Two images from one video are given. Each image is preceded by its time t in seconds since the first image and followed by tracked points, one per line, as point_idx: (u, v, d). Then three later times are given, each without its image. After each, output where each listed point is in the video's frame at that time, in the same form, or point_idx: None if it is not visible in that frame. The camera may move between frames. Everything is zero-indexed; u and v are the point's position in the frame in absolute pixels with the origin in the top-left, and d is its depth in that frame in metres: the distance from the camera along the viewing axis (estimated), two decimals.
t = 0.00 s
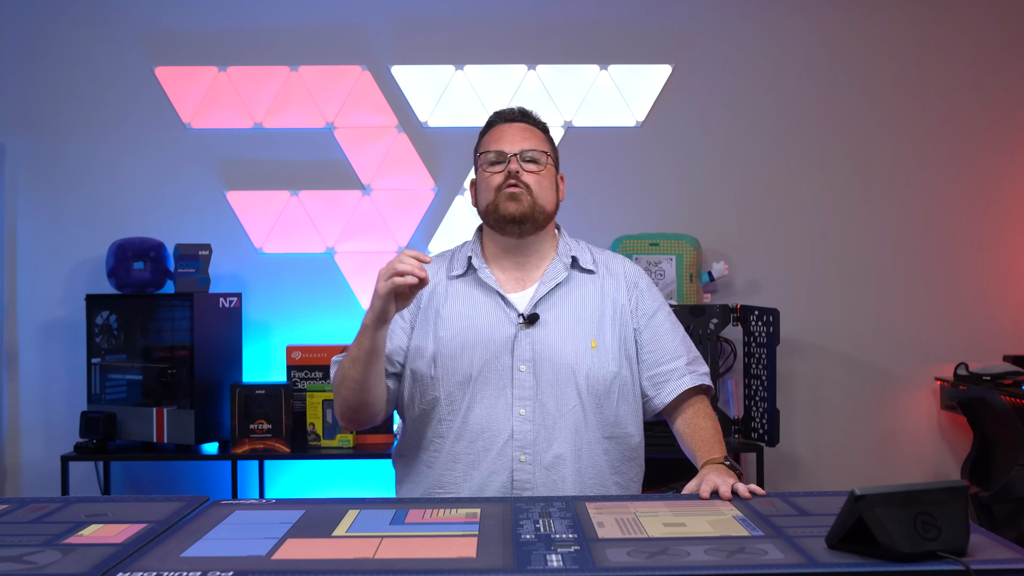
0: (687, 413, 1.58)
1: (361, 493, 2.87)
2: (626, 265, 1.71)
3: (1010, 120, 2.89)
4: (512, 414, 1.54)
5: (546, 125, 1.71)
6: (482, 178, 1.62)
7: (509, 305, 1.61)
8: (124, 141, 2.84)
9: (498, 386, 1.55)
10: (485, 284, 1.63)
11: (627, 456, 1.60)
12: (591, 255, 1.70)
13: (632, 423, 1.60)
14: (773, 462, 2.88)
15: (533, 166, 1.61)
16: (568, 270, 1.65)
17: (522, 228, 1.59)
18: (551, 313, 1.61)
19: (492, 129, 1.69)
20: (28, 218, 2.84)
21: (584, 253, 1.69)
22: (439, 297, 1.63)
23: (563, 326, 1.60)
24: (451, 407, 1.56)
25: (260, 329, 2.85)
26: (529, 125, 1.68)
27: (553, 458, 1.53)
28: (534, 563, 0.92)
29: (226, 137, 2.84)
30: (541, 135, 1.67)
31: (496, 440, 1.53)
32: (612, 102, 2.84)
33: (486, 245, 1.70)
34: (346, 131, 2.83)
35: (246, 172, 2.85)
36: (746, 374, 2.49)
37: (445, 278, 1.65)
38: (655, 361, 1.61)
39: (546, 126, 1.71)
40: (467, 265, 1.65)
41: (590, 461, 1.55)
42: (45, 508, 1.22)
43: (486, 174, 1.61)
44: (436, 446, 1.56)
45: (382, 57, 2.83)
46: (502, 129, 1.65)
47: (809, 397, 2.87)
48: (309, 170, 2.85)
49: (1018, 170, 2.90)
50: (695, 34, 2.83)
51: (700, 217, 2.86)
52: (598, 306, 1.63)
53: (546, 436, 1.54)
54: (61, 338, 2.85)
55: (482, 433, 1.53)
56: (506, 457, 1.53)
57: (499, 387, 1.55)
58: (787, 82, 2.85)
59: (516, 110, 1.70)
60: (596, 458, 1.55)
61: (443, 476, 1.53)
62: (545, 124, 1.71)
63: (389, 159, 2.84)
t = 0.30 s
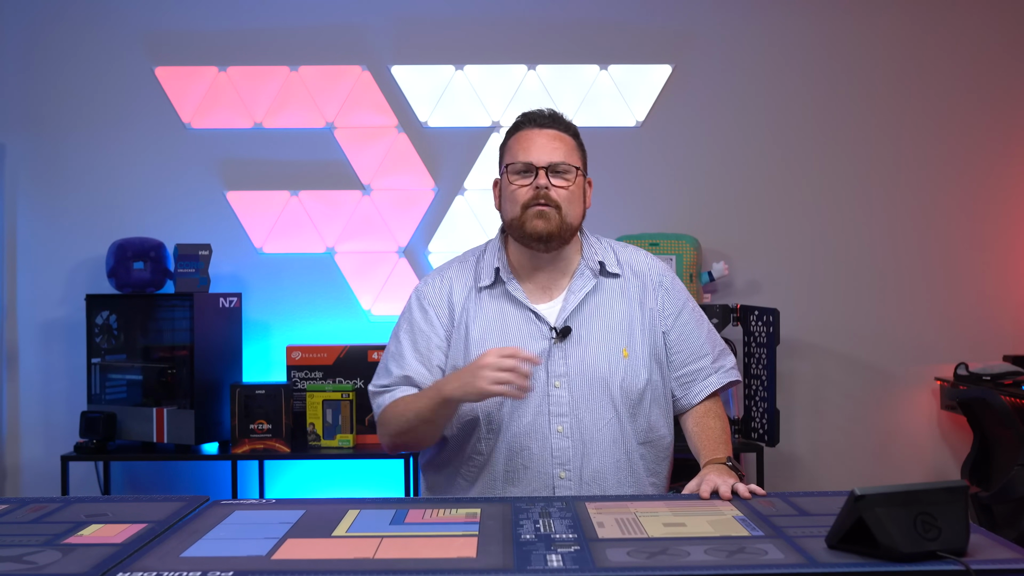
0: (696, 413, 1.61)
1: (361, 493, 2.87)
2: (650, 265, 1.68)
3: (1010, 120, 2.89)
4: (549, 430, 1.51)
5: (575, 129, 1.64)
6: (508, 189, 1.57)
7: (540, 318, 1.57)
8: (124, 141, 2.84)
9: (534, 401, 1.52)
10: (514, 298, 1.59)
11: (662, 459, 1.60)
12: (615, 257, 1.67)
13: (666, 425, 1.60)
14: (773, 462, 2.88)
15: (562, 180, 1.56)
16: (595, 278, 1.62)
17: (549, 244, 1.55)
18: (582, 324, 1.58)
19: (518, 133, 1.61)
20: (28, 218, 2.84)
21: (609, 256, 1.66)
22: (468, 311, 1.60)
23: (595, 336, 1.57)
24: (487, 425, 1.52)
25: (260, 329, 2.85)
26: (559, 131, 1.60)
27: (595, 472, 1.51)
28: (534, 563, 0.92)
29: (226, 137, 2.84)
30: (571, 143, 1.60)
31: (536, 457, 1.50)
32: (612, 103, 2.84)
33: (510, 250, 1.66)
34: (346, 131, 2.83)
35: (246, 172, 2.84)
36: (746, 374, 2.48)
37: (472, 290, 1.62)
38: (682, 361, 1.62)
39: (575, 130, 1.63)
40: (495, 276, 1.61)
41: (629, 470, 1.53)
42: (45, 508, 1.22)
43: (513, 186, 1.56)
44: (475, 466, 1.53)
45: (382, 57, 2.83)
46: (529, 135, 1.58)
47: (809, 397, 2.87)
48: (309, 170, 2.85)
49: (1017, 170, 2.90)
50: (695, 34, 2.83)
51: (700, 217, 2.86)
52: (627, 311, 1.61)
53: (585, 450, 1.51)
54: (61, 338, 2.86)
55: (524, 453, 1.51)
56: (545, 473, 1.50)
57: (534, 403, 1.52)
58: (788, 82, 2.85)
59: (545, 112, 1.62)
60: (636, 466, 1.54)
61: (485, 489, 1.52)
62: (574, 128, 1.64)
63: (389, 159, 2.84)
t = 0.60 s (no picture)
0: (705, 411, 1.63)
1: (361, 493, 2.87)
2: (664, 267, 1.69)
3: (1011, 120, 2.89)
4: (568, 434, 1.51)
5: (586, 130, 1.64)
6: (521, 193, 1.57)
7: (558, 321, 1.57)
8: (124, 141, 2.84)
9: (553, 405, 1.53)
10: (531, 301, 1.60)
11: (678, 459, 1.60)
12: (630, 259, 1.68)
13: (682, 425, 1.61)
14: (773, 462, 2.88)
15: (573, 183, 1.56)
16: (612, 280, 1.62)
17: (562, 246, 1.55)
18: (599, 327, 1.58)
19: (529, 136, 1.62)
20: (28, 218, 2.84)
21: (624, 258, 1.67)
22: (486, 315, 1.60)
23: (613, 339, 1.57)
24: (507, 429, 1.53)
25: (260, 329, 2.85)
26: (569, 133, 1.60)
27: (614, 474, 1.51)
28: (534, 563, 0.92)
29: (226, 137, 2.84)
30: (582, 144, 1.60)
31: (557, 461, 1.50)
32: (612, 102, 2.84)
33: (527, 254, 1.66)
34: (346, 131, 2.83)
35: (246, 172, 2.84)
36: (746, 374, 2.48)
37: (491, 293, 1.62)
38: (697, 362, 1.63)
39: (585, 131, 1.63)
40: (513, 279, 1.61)
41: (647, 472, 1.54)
42: (45, 508, 1.22)
43: (525, 190, 1.57)
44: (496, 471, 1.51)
45: (382, 57, 2.83)
46: (541, 138, 1.58)
47: (809, 397, 2.87)
48: (309, 170, 2.85)
49: (1018, 170, 2.90)
50: (695, 34, 2.83)
51: (700, 217, 2.86)
52: (643, 313, 1.61)
53: (605, 452, 1.51)
54: (61, 338, 2.86)
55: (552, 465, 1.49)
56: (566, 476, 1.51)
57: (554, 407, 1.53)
58: (788, 82, 2.85)
59: (554, 115, 1.62)
60: (655, 467, 1.55)
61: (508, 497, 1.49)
62: (585, 129, 1.64)
63: (390, 159, 2.84)
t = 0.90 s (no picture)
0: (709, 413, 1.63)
1: (361, 493, 2.87)
2: (670, 266, 1.68)
3: (1011, 120, 2.88)
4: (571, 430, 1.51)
5: (594, 130, 1.64)
6: (528, 190, 1.58)
7: (561, 319, 1.57)
8: (124, 141, 2.84)
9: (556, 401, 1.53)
10: (536, 298, 1.59)
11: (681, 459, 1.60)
12: (636, 258, 1.68)
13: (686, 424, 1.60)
14: (773, 462, 2.88)
15: (580, 182, 1.57)
16: (616, 278, 1.63)
17: (569, 244, 1.56)
18: (603, 324, 1.58)
19: (537, 134, 1.62)
20: (28, 218, 2.84)
21: (630, 256, 1.67)
22: (489, 311, 1.60)
23: (616, 336, 1.57)
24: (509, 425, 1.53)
25: (260, 329, 2.85)
26: (577, 132, 1.61)
27: (615, 472, 1.51)
28: (534, 563, 0.92)
29: (226, 137, 2.84)
30: (590, 143, 1.61)
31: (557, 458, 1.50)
32: (612, 102, 2.84)
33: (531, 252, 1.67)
34: (346, 131, 2.83)
35: (246, 172, 2.85)
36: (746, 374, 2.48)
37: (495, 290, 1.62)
38: (702, 362, 1.62)
39: (594, 131, 1.64)
40: (517, 276, 1.62)
41: (649, 470, 1.54)
42: (45, 508, 1.22)
43: (533, 188, 1.57)
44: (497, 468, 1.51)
45: (382, 57, 2.83)
46: (548, 137, 1.59)
47: (809, 397, 2.87)
48: (309, 170, 2.85)
49: (1018, 170, 2.90)
50: (695, 34, 2.83)
51: (700, 217, 2.86)
52: (647, 312, 1.60)
53: (606, 450, 1.51)
54: (61, 338, 2.86)
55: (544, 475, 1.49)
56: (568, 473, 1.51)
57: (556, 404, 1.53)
58: (788, 82, 2.85)
59: (562, 114, 1.62)
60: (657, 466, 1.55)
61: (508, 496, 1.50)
62: (593, 128, 1.64)
63: (390, 159, 2.84)
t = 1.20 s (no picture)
0: (710, 415, 1.63)
1: (361, 493, 2.87)
2: (670, 265, 1.68)
3: (1011, 120, 2.88)
4: (564, 422, 1.51)
5: (599, 127, 1.67)
6: (532, 180, 1.60)
7: (556, 311, 1.58)
8: (125, 141, 2.84)
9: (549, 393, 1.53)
10: (533, 290, 1.60)
11: (677, 456, 1.58)
12: (635, 254, 1.68)
13: (682, 421, 1.59)
14: (773, 462, 2.87)
15: (584, 172, 1.59)
16: (613, 272, 1.63)
17: (569, 232, 1.57)
18: (599, 317, 1.58)
19: (543, 128, 1.64)
20: (28, 217, 2.84)
21: (629, 253, 1.67)
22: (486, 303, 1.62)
23: (612, 330, 1.57)
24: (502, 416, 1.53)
25: (260, 329, 2.85)
26: (582, 127, 1.63)
27: (607, 464, 1.51)
28: (534, 563, 0.92)
29: (226, 137, 2.84)
30: (594, 138, 1.63)
31: (549, 448, 1.51)
32: (612, 102, 2.83)
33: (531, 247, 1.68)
34: (346, 131, 2.83)
35: (246, 172, 2.85)
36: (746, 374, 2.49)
37: (492, 283, 1.63)
38: (699, 360, 1.61)
39: (599, 128, 1.66)
40: (514, 269, 1.63)
41: (643, 465, 1.53)
42: (45, 508, 1.22)
43: (537, 176, 1.59)
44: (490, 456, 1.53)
45: (382, 57, 2.83)
46: (554, 129, 1.62)
47: (810, 397, 2.87)
48: (309, 170, 2.85)
49: (1018, 169, 2.89)
50: (695, 34, 2.83)
51: (700, 217, 2.86)
52: (644, 307, 1.60)
53: (600, 442, 1.51)
54: (62, 338, 2.86)
55: (533, 435, 1.49)
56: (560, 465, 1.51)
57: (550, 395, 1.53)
58: (788, 82, 2.85)
59: (569, 108, 1.66)
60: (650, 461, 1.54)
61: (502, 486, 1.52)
62: (598, 125, 1.67)
63: (390, 159, 2.84)
